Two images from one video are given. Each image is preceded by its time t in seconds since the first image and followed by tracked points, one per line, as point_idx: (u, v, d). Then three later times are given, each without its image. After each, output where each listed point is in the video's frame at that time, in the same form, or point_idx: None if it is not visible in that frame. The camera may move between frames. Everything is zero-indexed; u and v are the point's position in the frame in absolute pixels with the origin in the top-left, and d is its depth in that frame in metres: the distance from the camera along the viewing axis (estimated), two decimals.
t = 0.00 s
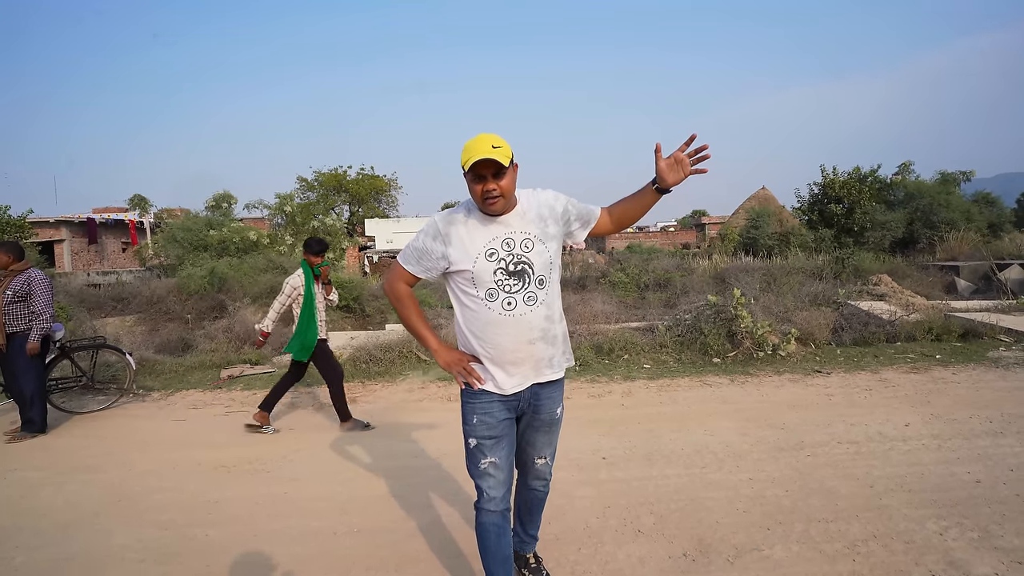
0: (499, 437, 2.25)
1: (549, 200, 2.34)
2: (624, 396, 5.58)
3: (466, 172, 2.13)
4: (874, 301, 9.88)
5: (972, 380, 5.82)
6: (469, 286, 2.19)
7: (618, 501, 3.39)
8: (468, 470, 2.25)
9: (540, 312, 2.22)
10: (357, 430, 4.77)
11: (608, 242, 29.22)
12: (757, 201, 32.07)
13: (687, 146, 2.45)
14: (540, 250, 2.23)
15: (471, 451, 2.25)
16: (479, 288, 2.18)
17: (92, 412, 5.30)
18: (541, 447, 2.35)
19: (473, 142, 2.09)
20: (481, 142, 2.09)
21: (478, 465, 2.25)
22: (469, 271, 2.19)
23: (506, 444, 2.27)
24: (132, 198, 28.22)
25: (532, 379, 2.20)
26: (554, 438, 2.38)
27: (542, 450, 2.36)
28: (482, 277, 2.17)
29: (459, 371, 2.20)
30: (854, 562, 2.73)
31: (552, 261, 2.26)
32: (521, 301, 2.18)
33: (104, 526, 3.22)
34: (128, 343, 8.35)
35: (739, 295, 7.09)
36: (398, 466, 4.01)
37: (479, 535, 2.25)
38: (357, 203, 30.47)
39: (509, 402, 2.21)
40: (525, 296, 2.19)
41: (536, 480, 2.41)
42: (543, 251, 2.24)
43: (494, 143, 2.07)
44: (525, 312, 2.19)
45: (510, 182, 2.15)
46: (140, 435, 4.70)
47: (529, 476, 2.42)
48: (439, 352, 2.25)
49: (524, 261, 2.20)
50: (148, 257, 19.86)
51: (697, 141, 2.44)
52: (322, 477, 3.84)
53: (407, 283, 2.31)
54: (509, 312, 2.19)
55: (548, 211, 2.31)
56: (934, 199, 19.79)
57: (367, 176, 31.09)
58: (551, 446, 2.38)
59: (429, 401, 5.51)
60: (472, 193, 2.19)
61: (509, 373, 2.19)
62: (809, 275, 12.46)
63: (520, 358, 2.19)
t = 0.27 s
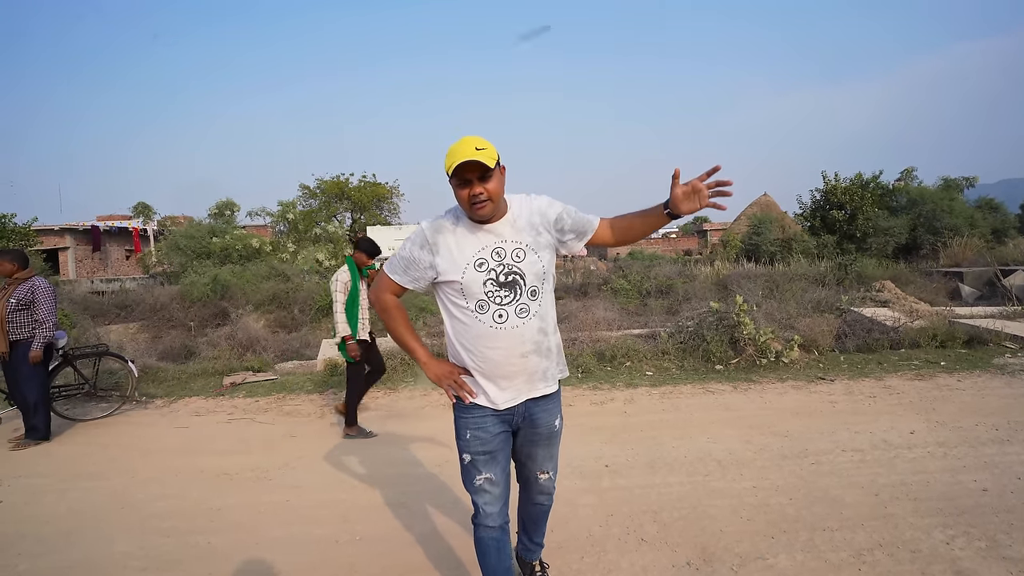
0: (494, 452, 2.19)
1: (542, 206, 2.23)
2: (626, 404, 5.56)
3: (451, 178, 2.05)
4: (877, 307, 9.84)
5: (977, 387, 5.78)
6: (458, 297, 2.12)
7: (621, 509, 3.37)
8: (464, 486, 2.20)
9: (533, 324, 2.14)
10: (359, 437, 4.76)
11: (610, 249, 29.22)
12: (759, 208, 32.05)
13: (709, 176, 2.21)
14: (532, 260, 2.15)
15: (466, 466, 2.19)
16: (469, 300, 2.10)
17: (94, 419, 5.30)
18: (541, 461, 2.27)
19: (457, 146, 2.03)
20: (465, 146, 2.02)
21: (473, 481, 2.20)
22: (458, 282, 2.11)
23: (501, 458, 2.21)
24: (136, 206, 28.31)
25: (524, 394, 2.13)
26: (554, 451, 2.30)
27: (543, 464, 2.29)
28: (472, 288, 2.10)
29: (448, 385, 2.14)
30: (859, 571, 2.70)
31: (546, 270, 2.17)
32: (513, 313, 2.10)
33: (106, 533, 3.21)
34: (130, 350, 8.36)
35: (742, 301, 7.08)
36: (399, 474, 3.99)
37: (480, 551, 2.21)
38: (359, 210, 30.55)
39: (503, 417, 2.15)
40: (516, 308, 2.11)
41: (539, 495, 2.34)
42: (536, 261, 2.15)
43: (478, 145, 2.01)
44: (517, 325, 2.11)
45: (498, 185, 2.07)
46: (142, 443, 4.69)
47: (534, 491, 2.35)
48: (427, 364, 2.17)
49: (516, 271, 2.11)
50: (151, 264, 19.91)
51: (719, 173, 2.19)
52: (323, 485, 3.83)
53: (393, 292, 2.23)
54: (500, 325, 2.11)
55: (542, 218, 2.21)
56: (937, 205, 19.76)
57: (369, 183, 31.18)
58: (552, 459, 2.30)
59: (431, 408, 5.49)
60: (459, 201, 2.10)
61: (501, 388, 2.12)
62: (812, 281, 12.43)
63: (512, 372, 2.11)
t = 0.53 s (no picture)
0: (486, 459, 2.13)
1: (535, 206, 2.17)
2: (627, 402, 5.57)
3: (439, 170, 2.02)
4: (879, 306, 9.84)
5: (978, 386, 5.79)
6: (445, 296, 2.07)
7: (622, 507, 3.38)
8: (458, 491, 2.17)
9: (522, 325, 2.07)
10: (361, 436, 4.77)
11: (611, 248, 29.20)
12: (760, 207, 32.02)
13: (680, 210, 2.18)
14: (522, 257, 2.08)
15: (460, 473, 2.15)
16: (455, 299, 2.04)
17: (97, 418, 5.32)
18: (544, 470, 2.16)
19: (445, 138, 2.00)
20: (453, 138, 2.00)
21: (467, 487, 2.16)
22: (445, 280, 2.06)
23: (494, 464, 2.14)
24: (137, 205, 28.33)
25: (514, 397, 2.06)
26: (561, 460, 2.17)
27: (550, 474, 2.16)
28: (458, 286, 2.04)
29: (437, 389, 2.08)
30: (860, 568, 2.71)
31: (536, 269, 2.10)
32: (500, 312, 2.04)
33: (109, 532, 3.22)
34: (132, 350, 8.39)
35: (743, 300, 7.08)
36: (401, 473, 4.00)
37: (480, 554, 2.19)
38: (360, 210, 30.57)
39: (493, 423, 2.08)
40: (504, 307, 2.04)
41: (553, 508, 2.21)
42: (526, 259, 2.08)
43: (467, 136, 1.98)
44: (505, 325, 2.04)
45: (487, 178, 2.03)
46: (144, 441, 4.71)
47: (547, 505, 2.23)
48: (415, 367, 2.10)
49: (504, 269, 2.05)
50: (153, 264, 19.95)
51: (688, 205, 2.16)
52: (325, 484, 3.84)
53: (381, 292, 2.18)
54: (488, 325, 2.05)
55: (534, 216, 2.15)
56: (939, 204, 19.75)
57: (370, 183, 31.20)
58: (560, 468, 2.17)
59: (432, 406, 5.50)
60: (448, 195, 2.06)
61: (489, 391, 2.06)
62: (813, 280, 12.43)
63: (500, 374, 2.05)
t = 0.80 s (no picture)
0: (487, 459, 2.12)
1: (535, 201, 2.18)
2: (629, 398, 5.58)
3: (439, 164, 2.02)
4: (881, 302, 9.81)
5: (981, 382, 5.78)
6: (446, 291, 2.06)
7: (625, 503, 3.38)
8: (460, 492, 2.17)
9: (524, 320, 2.07)
10: (363, 433, 4.78)
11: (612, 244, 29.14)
12: (762, 203, 31.93)
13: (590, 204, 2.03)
14: (524, 252, 2.08)
15: (462, 474, 2.15)
16: (457, 294, 2.04)
17: (100, 415, 5.34)
18: (546, 471, 2.14)
19: (445, 130, 1.99)
20: (454, 131, 1.99)
21: (469, 488, 2.15)
22: (446, 275, 2.05)
23: (496, 465, 2.14)
24: (139, 203, 28.36)
25: (516, 394, 2.05)
26: (562, 460, 2.15)
27: (551, 474, 2.15)
28: (460, 281, 2.03)
29: (436, 387, 2.09)
30: (862, 564, 2.71)
31: (538, 264, 2.10)
32: (502, 308, 2.04)
33: (113, 528, 3.24)
34: (135, 347, 8.40)
35: (745, 296, 7.07)
36: (403, 469, 4.01)
37: (481, 553, 2.20)
38: (362, 207, 30.57)
39: (494, 423, 2.08)
40: (506, 303, 2.04)
41: (556, 512, 2.18)
42: (527, 254, 2.08)
43: (467, 130, 1.97)
44: (507, 320, 2.04)
45: (487, 173, 2.02)
46: (148, 438, 4.72)
47: (549, 508, 2.19)
48: (414, 366, 2.10)
49: (506, 263, 2.05)
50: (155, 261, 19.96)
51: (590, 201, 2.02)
52: (328, 480, 3.85)
53: (380, 290, 2.16)
54: (490, 321, 2.04)
55: (534, 211, 2.15)
56: (942, 199, 19.68)
57: (371, 179, 31.18)
58: (561, 469, 2.15)
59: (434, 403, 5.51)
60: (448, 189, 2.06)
61: (491, 387, 2.05)
62: (816, 276, 12.41)
63: (502, 371, 2.05)
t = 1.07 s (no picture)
0: (482, 459, 2.12)
1: (528, 203, 2.18)
2: (624, 398, 5.59)
3: (428, 168, 2.01)
4: (874, 301, 9.88)
5: (972, 379, 5.83)
6: (439, 295, 2.07)
7: (620, 502, 3.39)
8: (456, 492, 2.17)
9: (518, 323, 2.08)
10: (358, 434, 4.78)
11: (607, 243, 29.17)
12: (756, 202, 32.02)
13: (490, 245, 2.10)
14: (517, 255, 2.09)
15: (458, 474, 2.16)
16: (450, 298, 2.05)
17: (92, 417, 5.32)
18: (542, 469, 2.14)
19: (432, 134, 1.99)
20: (440, 133, 1.99)
21: (465, 487, 2.16)
22: (438, 279, 2.06)
23: (492, 465, 2.14)
24: (132, 203, 28.18)
25: (510, 396, 2.06)
26: (559, 458, 2.15)
27: (548, 472, 2.15)
28: (452, 285, 2.04)
29: (430, 389, 2.08)
30: (855, 561, 2.73)
31: (531, 267, 2.12)
32: (496, 311, 2.05)
33: (107, 530, 3.22)
34: (128, 348, 8.37)
35: (739, 295, 7.10)
36: (397, 470, 4.01)
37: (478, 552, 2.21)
38: (357, 207, 30.50)
39: (490, 423, 2.08)
40: (500, 306, 2.05)
41: (555, 512, 2.17)
42: (520, 257, 2.10)
43: (455, 132, 1.97)
44: (501, 323, 2.05)
45: (476, 175, 2.02)
46: (141, 440, 4.71)
47: (546, 508, 2.18)
48: (409, 368, 2.10)
49: (499, 267, 2.06)
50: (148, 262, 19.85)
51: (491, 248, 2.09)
52: (323, 481, 3.84)
53: (372, 293, 2.17)
54: (483, 324, 2.05)
55: (527, 214, 2.15)
56: (934, 199, 19.82)
57: (366, 180, 31.11)
58: (558, 467, 2.15)
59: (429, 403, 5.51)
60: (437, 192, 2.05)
61: (485, 390, 2.06)
62: (810, 275, 12.46)
63: (496, 373, 2.05)
